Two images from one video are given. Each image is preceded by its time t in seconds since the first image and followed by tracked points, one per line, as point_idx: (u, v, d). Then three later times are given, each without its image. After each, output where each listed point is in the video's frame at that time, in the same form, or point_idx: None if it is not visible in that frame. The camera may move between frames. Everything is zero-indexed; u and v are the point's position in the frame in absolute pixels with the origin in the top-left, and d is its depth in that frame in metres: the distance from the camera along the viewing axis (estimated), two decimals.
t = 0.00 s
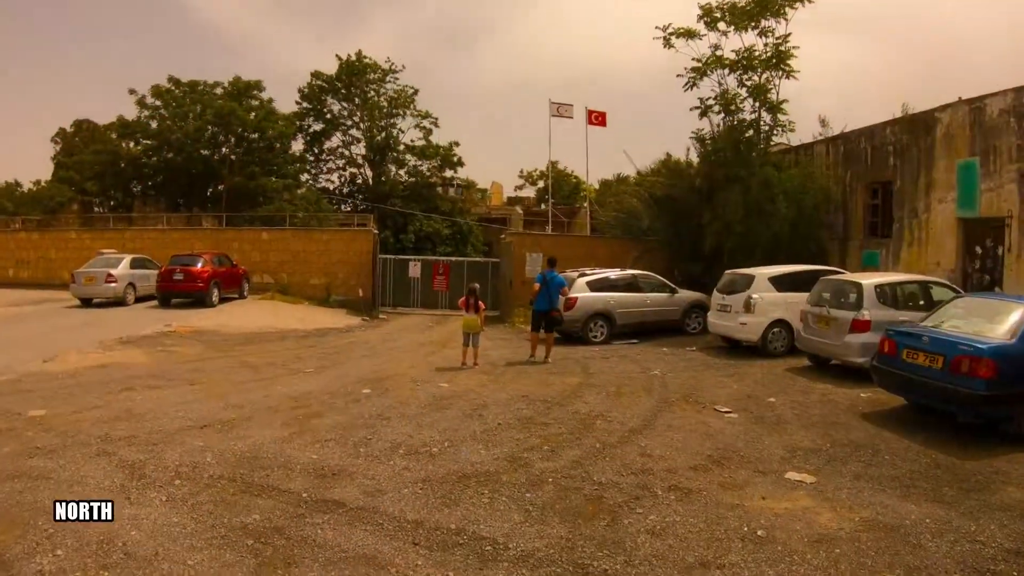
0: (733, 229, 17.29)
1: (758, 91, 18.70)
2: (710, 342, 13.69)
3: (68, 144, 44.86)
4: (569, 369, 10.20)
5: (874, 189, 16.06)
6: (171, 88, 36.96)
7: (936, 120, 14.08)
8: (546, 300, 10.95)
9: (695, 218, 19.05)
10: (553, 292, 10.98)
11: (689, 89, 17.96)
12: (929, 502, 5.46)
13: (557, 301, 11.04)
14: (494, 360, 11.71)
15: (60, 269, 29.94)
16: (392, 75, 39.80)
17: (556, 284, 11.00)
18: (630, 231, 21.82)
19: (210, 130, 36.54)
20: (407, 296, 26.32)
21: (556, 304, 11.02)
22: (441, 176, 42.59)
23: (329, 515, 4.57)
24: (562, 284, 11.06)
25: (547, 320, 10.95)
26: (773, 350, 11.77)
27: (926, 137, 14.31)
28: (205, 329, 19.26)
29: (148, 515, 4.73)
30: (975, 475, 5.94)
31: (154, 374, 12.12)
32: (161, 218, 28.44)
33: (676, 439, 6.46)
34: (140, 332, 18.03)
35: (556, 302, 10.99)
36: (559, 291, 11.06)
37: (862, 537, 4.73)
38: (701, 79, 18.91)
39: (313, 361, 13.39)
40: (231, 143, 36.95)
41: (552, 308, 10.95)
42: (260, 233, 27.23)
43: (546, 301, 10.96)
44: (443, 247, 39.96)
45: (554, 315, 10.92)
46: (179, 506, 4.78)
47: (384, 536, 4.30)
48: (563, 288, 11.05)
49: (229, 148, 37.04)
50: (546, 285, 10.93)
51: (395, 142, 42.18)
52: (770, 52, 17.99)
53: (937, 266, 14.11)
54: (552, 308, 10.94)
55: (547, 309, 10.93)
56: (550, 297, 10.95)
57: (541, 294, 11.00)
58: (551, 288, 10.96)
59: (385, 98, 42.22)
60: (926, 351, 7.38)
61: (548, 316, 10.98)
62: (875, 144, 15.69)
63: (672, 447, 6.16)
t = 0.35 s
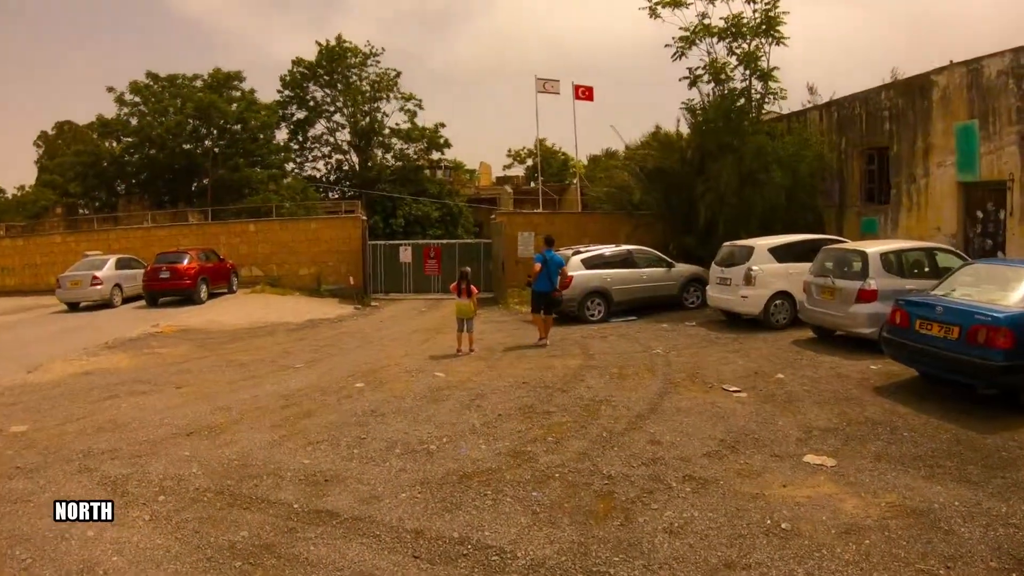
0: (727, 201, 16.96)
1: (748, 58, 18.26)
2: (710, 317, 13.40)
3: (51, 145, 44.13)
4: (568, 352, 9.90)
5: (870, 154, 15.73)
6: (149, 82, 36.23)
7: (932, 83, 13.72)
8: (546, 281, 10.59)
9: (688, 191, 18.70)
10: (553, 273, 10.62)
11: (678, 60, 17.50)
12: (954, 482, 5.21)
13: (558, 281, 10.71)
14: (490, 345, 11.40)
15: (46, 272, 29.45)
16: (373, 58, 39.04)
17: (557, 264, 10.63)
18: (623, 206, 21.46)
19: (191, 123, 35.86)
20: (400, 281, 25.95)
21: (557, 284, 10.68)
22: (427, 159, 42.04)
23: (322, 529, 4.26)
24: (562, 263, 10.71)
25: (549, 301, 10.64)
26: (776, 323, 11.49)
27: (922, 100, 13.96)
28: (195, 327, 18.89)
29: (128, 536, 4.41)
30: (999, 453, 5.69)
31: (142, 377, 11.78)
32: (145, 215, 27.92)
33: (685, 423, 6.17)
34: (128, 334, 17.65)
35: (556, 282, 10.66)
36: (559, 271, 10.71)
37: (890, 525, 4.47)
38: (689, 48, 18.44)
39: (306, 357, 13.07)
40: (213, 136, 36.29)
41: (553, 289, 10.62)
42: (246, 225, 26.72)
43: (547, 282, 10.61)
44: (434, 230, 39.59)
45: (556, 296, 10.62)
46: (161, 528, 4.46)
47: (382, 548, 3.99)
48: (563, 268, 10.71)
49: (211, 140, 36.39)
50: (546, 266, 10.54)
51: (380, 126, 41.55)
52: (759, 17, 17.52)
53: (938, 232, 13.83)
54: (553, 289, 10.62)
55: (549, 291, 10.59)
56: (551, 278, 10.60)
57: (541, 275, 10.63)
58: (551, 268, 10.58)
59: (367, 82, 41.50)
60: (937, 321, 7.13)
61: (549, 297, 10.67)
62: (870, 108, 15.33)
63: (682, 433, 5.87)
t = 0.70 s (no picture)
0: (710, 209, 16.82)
1: (718, 65, 18.27)
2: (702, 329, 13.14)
3: (26, 196, 43.30)
4: (561, 377, 9.58)
5: (848, 153, 15.70)
6: (119, 127, 35.72)
7: (905, 76, 13.74)
8: (539, 307, 10.29)
9: (668, 202, 18.54)
10: (544, 297, 10.35)
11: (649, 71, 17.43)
12: (982, 485, 4.94)
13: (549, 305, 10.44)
14: (478, 376, 11.04)
15: (20, 328, 28.67)
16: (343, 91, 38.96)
17: (546, 288, 10.38)
18: (603, 223, 21.28)
19: (163, 166, 35.35)
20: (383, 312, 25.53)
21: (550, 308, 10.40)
22: (403, 189, 41.87)
23: None
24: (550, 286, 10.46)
25: (545, 327, 10.32)
26: (769, 330, 11.23)
27: (896, 93, 13.98)
28: (175, 375, 18.33)
29: None
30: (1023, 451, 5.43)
31: (120, 433, 11.27)
32: (120, 261, 27.25)
33: (691, 445, 5.87)
34: (106, 387, 17.05)
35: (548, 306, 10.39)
36: (549, 294, 10.45)
37: (924, 539, 4.16)
38: (659, 59, 18.41)
39: (289, 401, 12.62)
40: (187, 178, 35.82)
41: (547, 314, 10.33)
42: (223, 267, 26.19)
43: (539, 307, 10.31)
44: (414, 259, 39.42)
45: (550, 321, 10.33)
46: None
47: None
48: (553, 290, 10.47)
49: (185, 182, 35.90)
50: (537, 291, 10.26)
51: (354, 159, 41.34)
52: (727, 24, 17.55)
53: (923, 224, 13.78)
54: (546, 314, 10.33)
55: (543, 316, 10.29)
56: (543, 303, 10.31)
57: (531, 301, 10.31)
58: (542, 293, 10.32)
59: (338, 116, 41.34)
60: (942, 316, 6.91)
61: (543, 323, 10.35)
62: (845, 106, 15.34)
63: (688, 456, 5.57)
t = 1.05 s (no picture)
0: (704, 212, 16.61)
1: (712, 67, 18.09)
2: (697, 334, 12.89)
3: (10, 198, 42.58)
4: (555, 385, 9.29)
5: (843, 155, 15.53)
6: (104, 127, 35.12)
7: (902, 77, 13.59)
8: (541, 312, 9.98)
9: (661, 206, 18.31)
10: (545, 302, 10.06)
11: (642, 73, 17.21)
12: (1009, 499, 4.67)
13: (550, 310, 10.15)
14: (470, 383, 10.72)
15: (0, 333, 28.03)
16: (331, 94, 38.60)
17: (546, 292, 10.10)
18: (594, 227, 21.05)
19: (149, 167, 34.80)
20: (371, 317, 25.02)
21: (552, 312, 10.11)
22: (392, 193, 41.54)
23: None
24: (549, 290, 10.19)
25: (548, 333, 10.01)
26: (767, 335, 10.97)
27: (893, 95, 13.82)
28: (158, 382, 17.89)
29: None
30: None
31: (98, 443, 10.86)
32: (105, 264, 26.71)
33: (697, 458, 5.58)
34: (86, 393, 16.57)
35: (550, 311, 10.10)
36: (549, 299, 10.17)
37: (953, 558, 3.88)
38: (652, 60, 18.21)
39: (275, 410, 12.26)
40: (173, 181, 35.32)
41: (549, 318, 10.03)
42: (209, 270, 25.70)
43: (542, 313, 9.99)
44: (403, 264, 39.20)
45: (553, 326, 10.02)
46: None
47: None
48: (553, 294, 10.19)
49: (171, 184, 35.38)
50: (538, 295, 9.96)
51: (342, 162, 40.92)
52: (721, 25, 17.37)
53: (920, 227, 13.61)
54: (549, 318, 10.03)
55: (546, 321, 9.97)
56: (545, 308, 10.01)
57: (532, 307, 9.99)
58: (543, 297, 10.02)
59: (327, 118, 40.95)
60: (956, 319, 6.63)
61: (546, 328, 10.03)
62: (840, 109, 15.19)
63: (695, 471, 5.29)
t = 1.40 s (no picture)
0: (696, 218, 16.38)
1: (700, 72, 17.94)
2: (694, 342, 12.61)
3: None
4: (551, 401, 8.96)
5: (834, 157, 15.37)
6: (87, 144, 34.57)
7: (894, 77, 13.45)
8: (542, 323, 9.68)
9: (651, 213, 18.08)
10: (546, 312, 9.73)
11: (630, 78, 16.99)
12: None
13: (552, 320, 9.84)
14: (462, 400, 10.37)
15: None
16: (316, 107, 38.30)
17: (546, 302, 9.77)
18: (584, 236, 20.79)
19: (132, 184, 34.32)
20: (359, 332, 24.57)
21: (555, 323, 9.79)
22: (379, 206, 41.17)
23: None
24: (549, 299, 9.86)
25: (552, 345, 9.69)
26: (766, 342, 10.69)
27: (884, 95, 13.68)
28: (142, 404, 17.40)
29: None
30: None
31: (77, 470, 10.41)
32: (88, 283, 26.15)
33: (706, 477, 5.29)
34: (67, 418, 16.07)
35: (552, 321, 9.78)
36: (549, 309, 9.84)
37: None
38: (639, 66, 18.03)
39: (260, 434, 11.85)
40: (156, 198, 34.87)
41: (552, 330, 9.71)
42: (193, 288, 25.16)
43: (543, 324, 9.67)
44: (391, 278, 38.83)
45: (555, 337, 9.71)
46: None
47: None
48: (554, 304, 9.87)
49: (155, 202, 34.87)
50: (537, 306, 9.64)
51: (327, 176, 40.55)
52: (708, 29, 17.24)
53: (916, 228, 13.43)
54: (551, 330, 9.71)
55: (547, 333, 9.66)
56: (547, 319, 9.69)
57: (532, 320, 9.66)
58: (544, 308, 9.69)
59: (312, 133, 40.62)
60: (968, 321, 6.37)
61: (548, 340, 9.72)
62: (831, 111, 15.05)
63: (704, 492, 4.98)
